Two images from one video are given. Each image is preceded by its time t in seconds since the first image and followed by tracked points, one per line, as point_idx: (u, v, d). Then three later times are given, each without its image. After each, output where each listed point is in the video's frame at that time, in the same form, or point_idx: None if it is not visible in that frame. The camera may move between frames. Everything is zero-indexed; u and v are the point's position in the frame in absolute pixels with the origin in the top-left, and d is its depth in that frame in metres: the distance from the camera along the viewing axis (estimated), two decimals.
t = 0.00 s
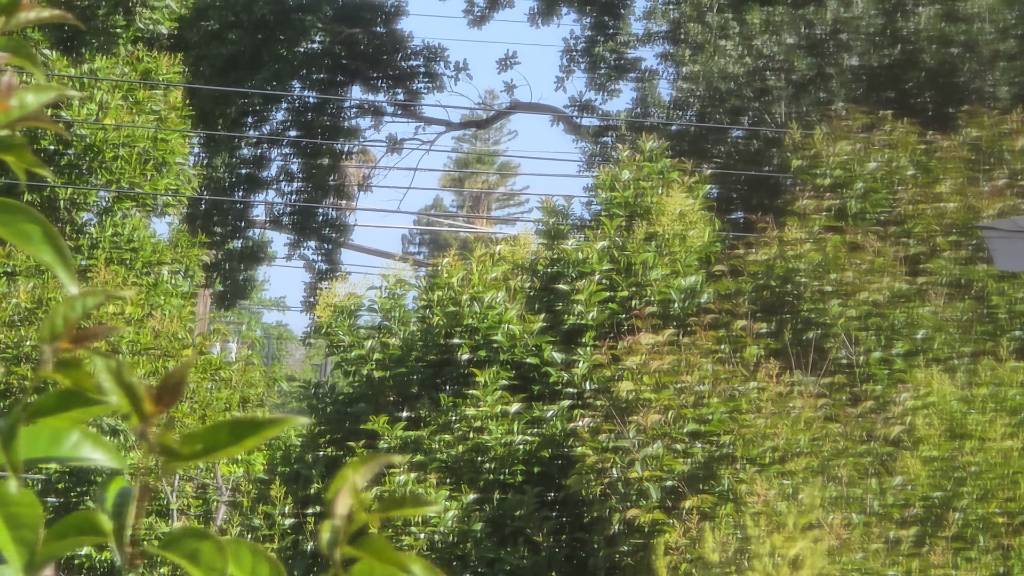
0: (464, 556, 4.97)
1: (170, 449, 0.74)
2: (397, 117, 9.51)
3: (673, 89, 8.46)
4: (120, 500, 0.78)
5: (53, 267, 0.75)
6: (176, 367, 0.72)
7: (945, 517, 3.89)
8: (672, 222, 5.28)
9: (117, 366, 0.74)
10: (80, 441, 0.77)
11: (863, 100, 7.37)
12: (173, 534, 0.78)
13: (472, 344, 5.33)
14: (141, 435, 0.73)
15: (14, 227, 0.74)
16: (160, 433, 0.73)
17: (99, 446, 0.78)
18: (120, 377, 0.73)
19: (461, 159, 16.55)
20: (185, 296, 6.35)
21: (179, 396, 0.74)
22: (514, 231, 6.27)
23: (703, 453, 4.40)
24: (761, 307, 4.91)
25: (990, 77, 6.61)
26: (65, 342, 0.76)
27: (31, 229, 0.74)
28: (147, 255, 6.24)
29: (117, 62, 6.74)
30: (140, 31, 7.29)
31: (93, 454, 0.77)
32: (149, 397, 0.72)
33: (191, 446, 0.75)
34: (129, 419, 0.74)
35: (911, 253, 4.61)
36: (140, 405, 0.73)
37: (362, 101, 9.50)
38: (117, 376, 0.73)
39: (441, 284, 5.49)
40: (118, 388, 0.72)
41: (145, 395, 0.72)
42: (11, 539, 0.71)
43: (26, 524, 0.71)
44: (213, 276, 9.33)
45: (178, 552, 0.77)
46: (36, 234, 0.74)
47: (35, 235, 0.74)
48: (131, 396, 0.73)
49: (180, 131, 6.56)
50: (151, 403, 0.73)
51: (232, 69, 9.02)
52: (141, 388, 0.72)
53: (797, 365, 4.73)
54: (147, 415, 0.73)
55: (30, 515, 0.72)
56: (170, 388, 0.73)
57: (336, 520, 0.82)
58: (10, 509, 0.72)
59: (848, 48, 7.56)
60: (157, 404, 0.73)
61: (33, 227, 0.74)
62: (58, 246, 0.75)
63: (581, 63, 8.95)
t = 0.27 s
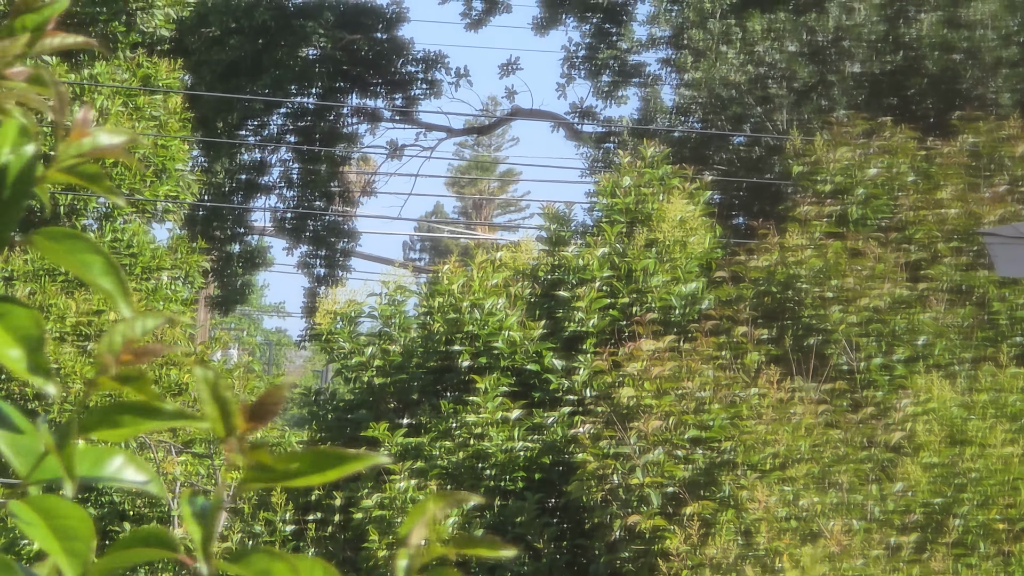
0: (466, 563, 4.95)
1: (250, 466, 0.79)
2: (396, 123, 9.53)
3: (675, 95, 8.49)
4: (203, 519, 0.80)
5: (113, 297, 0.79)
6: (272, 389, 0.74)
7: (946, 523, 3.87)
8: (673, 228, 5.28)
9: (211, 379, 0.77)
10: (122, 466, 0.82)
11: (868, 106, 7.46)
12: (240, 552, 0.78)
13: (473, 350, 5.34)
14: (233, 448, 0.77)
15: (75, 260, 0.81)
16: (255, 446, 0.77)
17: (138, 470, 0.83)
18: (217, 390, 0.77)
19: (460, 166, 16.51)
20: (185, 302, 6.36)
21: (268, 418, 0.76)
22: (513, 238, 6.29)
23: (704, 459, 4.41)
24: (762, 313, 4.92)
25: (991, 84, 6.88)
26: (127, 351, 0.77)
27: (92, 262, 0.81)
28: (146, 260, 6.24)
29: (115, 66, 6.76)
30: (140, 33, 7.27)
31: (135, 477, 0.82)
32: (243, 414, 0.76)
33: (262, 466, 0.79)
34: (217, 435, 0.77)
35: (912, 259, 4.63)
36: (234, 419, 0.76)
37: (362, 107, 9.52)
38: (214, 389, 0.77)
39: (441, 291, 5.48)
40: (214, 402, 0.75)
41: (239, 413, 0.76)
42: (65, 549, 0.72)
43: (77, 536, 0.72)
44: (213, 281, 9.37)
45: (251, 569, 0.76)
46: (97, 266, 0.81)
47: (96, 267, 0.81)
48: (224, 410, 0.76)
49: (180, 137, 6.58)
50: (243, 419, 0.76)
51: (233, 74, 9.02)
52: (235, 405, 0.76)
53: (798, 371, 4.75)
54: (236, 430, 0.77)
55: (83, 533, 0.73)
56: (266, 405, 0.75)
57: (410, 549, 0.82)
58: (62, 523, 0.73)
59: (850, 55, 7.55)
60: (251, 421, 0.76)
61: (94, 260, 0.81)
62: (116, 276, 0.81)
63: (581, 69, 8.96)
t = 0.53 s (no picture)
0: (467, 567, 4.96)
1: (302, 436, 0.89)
2: (397, 128, 9.52)
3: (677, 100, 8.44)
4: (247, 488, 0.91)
5: (144, 296, 0.87)
6: (335, 359, 0.84)
7: (947, 529, 3.85)
8: (674, 233, 5.30)
9: (275, 354, 0.86)
10: (148, 467, 0.90)
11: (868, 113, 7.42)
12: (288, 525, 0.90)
13: (474, 356, 5.33)
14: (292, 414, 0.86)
15: (107, 262, 0.88)
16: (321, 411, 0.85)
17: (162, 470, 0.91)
18: (277, 360, 0.86)
19: (459, 171, 16.48)
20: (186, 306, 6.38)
21: (330, 386, 0.85)
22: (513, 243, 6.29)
23: (705, 465, 4.40)
24: (764, 318, 4.92)
25: (993, 90, 6.87)
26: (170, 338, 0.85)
27: (122, 264, 0.88)
28: (148, 265, 6.24)
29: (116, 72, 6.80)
30: (140, 36, 7.27)
31: (159, 477, 0.91)
32: (304, 382, 0.84)
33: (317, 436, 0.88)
34: (275, 404, 0.86)
35: (913, 264, 4.63)
36: (294, 387, 0.84)
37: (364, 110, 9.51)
38: (274, 361, 0.86)
39: (441, 296, 5.49)
40: (275, 366, 0.85)
41: (300, 383, 0.84)
42: (106, 536, 0.82)
43: (118, 525, 0.82)
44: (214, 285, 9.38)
45: (299, 538, 0.89)
46: (126, 267, 0.88)
47: (126, 270, 0.88)
48: (285, 380, 0.85)
49: (180, 141, 6.58)
50: (303, 387, 0.84)
51: (235, 77, 9.03)
52: (297, 374, 0.85)
53: (799, 377, 4.73)
54: (298, 398, 0.85)
55: (122, 521, 0.83)
56: (325, 373, 0.84)
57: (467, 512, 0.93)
58: (102, 514, 0.83)
59: (853, 61, 7.53)
60: (311, 388, 0.84)
61: (124, 262, 0.88)
62: (146, 278, 0.88)
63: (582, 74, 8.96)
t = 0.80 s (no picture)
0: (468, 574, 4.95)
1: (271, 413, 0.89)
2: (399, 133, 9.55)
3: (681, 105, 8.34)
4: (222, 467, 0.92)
5: (120, 279, 0.84)
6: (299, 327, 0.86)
7: (949, 535, 3.85)
8: (676, 239, 5.29)
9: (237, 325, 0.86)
10: (129, 450, 0.85)
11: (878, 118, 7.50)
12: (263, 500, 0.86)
13: (477, 362, 5.32)
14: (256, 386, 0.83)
15: (86, 250, 0.85)
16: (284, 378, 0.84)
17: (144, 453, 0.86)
18: (239, 332, 0.84)
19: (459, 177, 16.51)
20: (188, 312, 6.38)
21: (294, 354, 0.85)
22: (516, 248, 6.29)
23: (707, 471, 4.41)
24: (766, 324, 4.93)
25: (995, 96, 6.99)
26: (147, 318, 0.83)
27: (101, 251, 0.85)
28: (151, 271, 6.26)
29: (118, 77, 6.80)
30: (142, 42, 7.30)
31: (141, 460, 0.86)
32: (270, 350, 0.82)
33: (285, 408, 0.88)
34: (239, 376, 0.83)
35: (915, 270, 4.64)
36: (259, 357, 0.83)
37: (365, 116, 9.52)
38: (237, 334, 0.84)
39: (443, 303, 5.50)
40: (238, 337, 0.83)
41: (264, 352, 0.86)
42: (92, 516, 0.80)
43: (101, 502, 0.81)
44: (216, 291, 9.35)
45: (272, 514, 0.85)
46: (104, 254, 0.85)
47: (104, 256, 0.85)
48: (248, 352, 0.84)
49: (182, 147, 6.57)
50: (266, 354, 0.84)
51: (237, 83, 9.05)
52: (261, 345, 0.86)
53: (802, 382, 4.75)
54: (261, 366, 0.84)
55: (105, 499, 0.82)
56: (291, 340, 0.82)
57: (437, 473, 0.88)
58: (84, 493, 0.81)
59: (856, 66, 7.51)
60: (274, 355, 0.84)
61: (103, 249, 0.86)
62: (124, 264, 0.86)
63: (583, 80, 8.96)
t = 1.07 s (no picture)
0: None
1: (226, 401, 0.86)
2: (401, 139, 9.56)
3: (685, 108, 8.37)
4: (176, 457, 0.90)
5: (70, 257, 0.86)
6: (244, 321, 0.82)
7: (951, 539, 3.87)
8: (678, 244, 5.31)
9: (183, 320, 0.83)
10: (87, 429, 0.86)
11: (874, 123, 7.49)
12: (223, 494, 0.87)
13: (478, 366, 5.33)
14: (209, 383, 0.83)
15: (32, 226, 0.87)
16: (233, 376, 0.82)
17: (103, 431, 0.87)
18: (186, 329, 0.82)
19: (461, 183, 16.54)
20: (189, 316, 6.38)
21: (242, 348, 0.82)
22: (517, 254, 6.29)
23: (709, 476, 4.41)
24: (767, 329, 4.91)
25: (996, 102, 6.92)
26: (94, 300, 0.85)
27: (49, 228, 0.88)
28: (152, 275, 6.27)
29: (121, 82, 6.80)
30: (145, 47, 7.34)
31: (99, 439, 0.86)
32: (219, 349, 0.81)
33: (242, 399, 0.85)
34: (189, 373, 0.83)
35: (917, 275, 4.65)
36: (207, 356, 0.81)
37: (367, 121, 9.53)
38: (184, 330, 0.82)
39: (445, 307, 5.53)
40: (185, 339, 0.81)
41: (210, 349, 0.82)
42: (46, 505, 0.85)
43: (56, 493, 0.85)
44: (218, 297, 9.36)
45: (231, 510, 0.86)
46: (51, 231, 0.88)
47: (51, 233, 0.87)
48: (196, 349, 0.82)
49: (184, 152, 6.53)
50: (214, 352, 0.82)
51: (238, 88, 9.06)
52: (205, 342, 0.81)
53: (802, 388, 4.71)
54: (210, 363, 0.82)
55: (60, 490, 0.86)
56: (240, 334, 0.82)
57: (393, 464, 0.89)
58: (39, 483, 0.85)
59: (858, 71, 7.55)
60: (223, 352, 0.82)
61: (50, 226, 0.88)
62: (72, 240, 0.88)
63: (585, 85, 8.98)
